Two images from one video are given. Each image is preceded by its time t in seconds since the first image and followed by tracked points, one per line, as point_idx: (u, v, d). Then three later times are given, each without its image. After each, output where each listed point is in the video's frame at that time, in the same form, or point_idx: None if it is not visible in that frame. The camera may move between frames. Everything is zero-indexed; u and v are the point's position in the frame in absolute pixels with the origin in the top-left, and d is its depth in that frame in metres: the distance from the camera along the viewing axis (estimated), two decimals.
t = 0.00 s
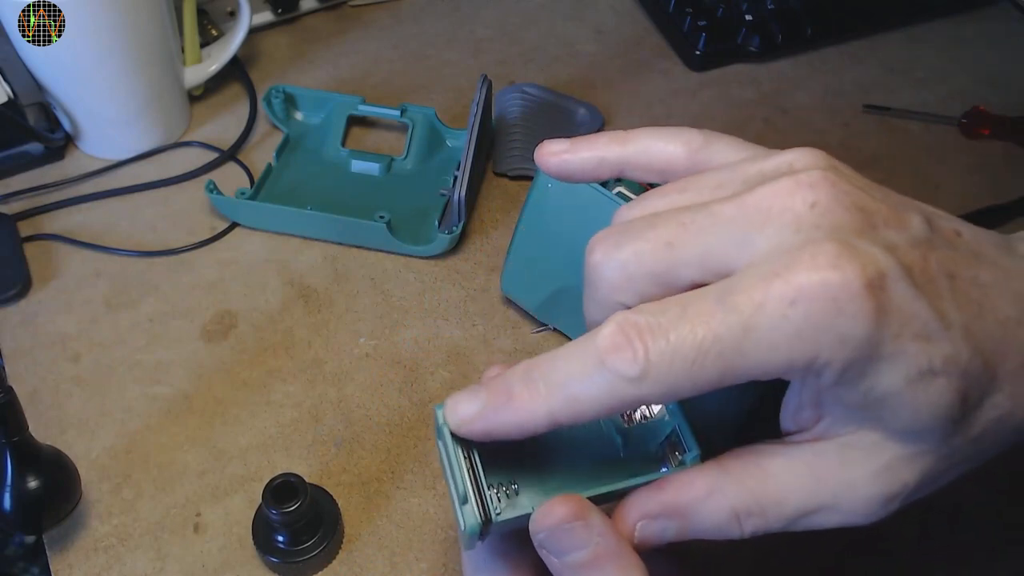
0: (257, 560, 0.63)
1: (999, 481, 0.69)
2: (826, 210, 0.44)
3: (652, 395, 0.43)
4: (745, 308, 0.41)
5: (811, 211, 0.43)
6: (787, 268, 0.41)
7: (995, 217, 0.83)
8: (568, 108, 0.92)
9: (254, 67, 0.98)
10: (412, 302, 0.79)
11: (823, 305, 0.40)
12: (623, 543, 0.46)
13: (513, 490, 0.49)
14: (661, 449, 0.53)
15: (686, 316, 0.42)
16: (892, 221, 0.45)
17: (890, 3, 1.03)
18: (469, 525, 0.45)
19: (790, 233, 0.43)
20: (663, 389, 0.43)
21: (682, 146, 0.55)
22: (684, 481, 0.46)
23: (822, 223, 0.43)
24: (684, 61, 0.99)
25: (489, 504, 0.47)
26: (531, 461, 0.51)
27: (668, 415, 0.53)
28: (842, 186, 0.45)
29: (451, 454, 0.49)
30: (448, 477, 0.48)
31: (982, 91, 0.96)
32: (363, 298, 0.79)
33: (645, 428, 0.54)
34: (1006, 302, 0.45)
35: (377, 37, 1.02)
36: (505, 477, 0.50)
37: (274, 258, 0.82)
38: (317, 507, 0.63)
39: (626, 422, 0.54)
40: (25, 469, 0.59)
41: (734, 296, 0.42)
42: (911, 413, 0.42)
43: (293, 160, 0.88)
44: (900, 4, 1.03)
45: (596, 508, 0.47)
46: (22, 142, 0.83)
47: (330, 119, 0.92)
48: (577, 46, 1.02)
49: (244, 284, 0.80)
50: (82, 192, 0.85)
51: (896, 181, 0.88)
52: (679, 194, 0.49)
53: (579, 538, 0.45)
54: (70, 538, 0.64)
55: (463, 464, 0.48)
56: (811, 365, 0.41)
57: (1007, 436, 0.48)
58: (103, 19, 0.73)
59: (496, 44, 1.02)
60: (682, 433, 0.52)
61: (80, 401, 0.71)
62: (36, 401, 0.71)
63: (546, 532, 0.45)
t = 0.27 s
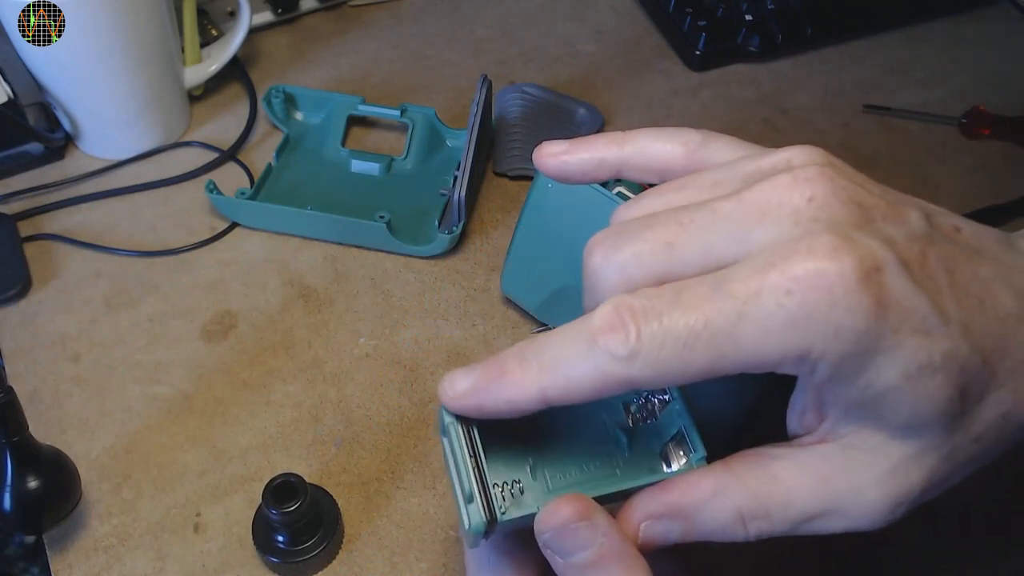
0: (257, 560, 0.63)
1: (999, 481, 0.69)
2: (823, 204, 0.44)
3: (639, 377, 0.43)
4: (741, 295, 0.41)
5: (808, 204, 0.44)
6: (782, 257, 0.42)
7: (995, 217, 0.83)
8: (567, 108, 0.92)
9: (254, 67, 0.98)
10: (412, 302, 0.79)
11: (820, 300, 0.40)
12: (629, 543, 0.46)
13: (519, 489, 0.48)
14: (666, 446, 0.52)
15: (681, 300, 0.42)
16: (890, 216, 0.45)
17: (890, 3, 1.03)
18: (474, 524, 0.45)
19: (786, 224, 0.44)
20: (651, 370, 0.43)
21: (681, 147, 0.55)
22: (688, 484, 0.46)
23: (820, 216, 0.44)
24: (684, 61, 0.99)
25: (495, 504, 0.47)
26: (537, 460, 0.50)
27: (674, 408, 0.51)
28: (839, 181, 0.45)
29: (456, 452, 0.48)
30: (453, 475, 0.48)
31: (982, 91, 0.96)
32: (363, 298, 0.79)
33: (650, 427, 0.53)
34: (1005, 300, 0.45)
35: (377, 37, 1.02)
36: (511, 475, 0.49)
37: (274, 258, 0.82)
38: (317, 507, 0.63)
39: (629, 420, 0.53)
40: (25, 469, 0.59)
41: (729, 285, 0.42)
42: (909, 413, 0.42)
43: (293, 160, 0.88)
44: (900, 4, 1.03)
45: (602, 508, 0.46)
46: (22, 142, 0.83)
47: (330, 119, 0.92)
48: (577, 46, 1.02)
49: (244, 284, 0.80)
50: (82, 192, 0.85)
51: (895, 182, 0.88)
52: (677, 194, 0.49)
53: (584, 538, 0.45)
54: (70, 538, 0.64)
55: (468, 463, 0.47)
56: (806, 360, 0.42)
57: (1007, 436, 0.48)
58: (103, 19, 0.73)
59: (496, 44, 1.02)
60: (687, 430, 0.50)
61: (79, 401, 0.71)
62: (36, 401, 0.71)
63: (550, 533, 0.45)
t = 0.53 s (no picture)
0: (257, 560, 0.63)
1: (999, 481, 0.69)
2: (820, 202, 0.44)
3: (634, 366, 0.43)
4: (737, 288, 0.41)
5: (805, 202, 0.44)
6: (779, 253, 0.42)
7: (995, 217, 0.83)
8: (567, 108, 0.92)
9: (254, 67, 0.98)
10: (412, 302, 0.79)
11: (818, 298, 0.40)
12: (629, 544, 0.46)
13: (519, 489, 0.48)
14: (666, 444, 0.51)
15: (676, 290, 0.43)
16: (887, 214, 0.45)
17: (890, 3, 1.03)
18: (476, 523, 0.45)
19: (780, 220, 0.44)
20: (646, 359, 0.43)
21: (680, 147, 0.55)
22: (689, 484, 0.46)
23: (816, 214, 0.44)
24: (684, 61, 0.99)
25: (496, 503, 0.47)
26: (537, 459, 0.50)
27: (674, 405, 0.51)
28: (835, 179, 0.45)
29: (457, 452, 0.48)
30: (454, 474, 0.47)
31: (982, 91, 0.96)
32: (363, 298, 0.79)
33: (649, 425, 0.53)
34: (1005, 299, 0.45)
35: (377, 37, 1.02)
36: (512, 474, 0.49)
37: (274, 258, 0.82)
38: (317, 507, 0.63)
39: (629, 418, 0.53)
40: (25, 469, 0.59)
41: (726, 279, 0.42)
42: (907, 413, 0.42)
43: (293, 160, 0.88)
44: (900, 4, 1.03)
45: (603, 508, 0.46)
46: (22, 142, 0.83)
47: (330, 119, 0.92)
48: (577, 46, 1.02)
49: (244, 284, 0.80)
50: (82, 192, 0.85)
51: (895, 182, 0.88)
52: (676, 193, 0.49)
53: (584, 538, 0.45)
54: (70, 538, 0.64)
55: (468, 462, 0.47)
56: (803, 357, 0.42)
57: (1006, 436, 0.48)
58: (103, 19, 0.73)
59: (496, 44, 1.02)
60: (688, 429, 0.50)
61: (79, 401, 0.71)
62: (36, 401, 0.71)
63: (550, 532, 0.45)
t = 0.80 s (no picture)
0: (257, 560, 0.63)
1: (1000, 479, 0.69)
2: (824, 179, 0.44)
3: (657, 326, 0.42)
4: (748, 259, 0.41)
5: (811, 180, 0.44)
6: (787, 228, 0.41)
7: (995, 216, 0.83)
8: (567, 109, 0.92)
9: (254, 67, 0.98)
10: (412, 302, 0.79)
11: (828, 268, 0.40)
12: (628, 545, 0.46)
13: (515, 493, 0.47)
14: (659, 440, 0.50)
15: (685, 263, 0.42)
16: (898, 187, 0.44)
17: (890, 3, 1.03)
18: (477, 531, 0.45)
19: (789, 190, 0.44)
20: (660, 330, 0.42)
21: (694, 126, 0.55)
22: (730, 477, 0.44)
23: (822, 191, 0.43)
24: (684, 61, 0.99)
25: (495, 509, 0.47)
26: (532, 463, 0.49)
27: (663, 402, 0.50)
28: (841, 159, 0.45)
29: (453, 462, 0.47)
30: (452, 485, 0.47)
31: (982, 91, 0.96)
32: (363, 298, 0.79)
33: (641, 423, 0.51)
34: (1021, 266, 0.43)
35: (377, 37, 1.02)
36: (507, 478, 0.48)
37: (275, 258, 0.82)
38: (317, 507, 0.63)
39: (622, 416, 0.52)
40: (25, 469, 0.59)
41: (734, 250, 0.41)
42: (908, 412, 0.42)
43: (294, 160, 0.88)
44: (900, 4, 1.03)
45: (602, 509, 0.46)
46: (21, 142, 0.83)
47: (330, 119, 0.92)
48: (577, 46, 1.02)
49: (244, 284, 0.80)
50: (82, 192, 0.85)
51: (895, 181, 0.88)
52: (686, 170, 0.49)
53: (584, 540, 0.45)
54: (70, 538, 0.64)
55: (466, 471, 0.47)
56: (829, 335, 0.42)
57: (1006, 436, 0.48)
58: (103, 19, 0.73)
59: (496, 44, 1.02)
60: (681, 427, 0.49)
61: (79, 400, 0.71)
62: (36, 401, 0.71)
63: (551, 533, 0.45)
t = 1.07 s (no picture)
0: (257, 560, 0.63)
1: (1000, 478, 0.69)
2: None
3: (868, 39, 0.48)
4: None
5: None
6: None
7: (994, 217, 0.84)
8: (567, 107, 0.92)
9: (254, 67, 0.98)
10: (412, 302, 0.79)
11: None
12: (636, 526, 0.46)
13: (533, 472, 0.49)
14: (675, 425, 0.51)
15: None
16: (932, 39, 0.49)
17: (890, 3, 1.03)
18: (491, 503, 0.46)
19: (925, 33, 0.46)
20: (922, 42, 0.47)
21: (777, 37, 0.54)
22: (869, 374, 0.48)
23: None
24: (684, 61, 0.99)
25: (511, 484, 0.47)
26: (550, 444, 0.50)
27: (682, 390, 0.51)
28: None
29: (472, 438, 0.49)
30: (470, 459, 0.48)
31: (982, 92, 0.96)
32: (363, 298, 0.79)
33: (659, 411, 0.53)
34: None
35: (377, 37, 1.02)
36: (526, 459, 0.50)
37: (275, 258, 0.82)
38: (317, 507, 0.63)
39: (640, 405, 0.53)
40: (25, 469, 0.59)
41: None
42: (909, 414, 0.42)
43: (294, 160, 0.88)
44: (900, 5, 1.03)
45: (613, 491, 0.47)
46: (22, 142, 0.83)
47: (330, 119, 0.91)
48: (577, 46, 1.02)
49: (244, 284, 0.80)
50: (82, 192, 0.85)
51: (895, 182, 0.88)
52: None
53: (594, 520, 0.45)
54: (71, 537, 0.64)
55: (483, 445, 0.48)
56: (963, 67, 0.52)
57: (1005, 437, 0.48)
58: (103, 18, 0.73)
59: (496, 44, 1.02)
60: (696, 411, 0.50)
61: (79, 400, 0.71)
62: (36, 401, 0.71)
63: (562, 511, 0.45)
